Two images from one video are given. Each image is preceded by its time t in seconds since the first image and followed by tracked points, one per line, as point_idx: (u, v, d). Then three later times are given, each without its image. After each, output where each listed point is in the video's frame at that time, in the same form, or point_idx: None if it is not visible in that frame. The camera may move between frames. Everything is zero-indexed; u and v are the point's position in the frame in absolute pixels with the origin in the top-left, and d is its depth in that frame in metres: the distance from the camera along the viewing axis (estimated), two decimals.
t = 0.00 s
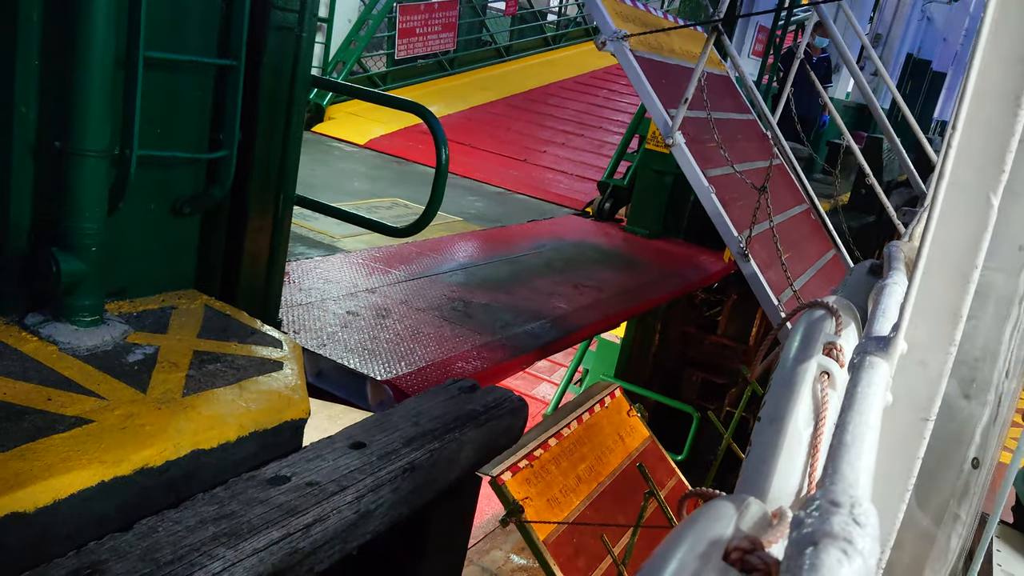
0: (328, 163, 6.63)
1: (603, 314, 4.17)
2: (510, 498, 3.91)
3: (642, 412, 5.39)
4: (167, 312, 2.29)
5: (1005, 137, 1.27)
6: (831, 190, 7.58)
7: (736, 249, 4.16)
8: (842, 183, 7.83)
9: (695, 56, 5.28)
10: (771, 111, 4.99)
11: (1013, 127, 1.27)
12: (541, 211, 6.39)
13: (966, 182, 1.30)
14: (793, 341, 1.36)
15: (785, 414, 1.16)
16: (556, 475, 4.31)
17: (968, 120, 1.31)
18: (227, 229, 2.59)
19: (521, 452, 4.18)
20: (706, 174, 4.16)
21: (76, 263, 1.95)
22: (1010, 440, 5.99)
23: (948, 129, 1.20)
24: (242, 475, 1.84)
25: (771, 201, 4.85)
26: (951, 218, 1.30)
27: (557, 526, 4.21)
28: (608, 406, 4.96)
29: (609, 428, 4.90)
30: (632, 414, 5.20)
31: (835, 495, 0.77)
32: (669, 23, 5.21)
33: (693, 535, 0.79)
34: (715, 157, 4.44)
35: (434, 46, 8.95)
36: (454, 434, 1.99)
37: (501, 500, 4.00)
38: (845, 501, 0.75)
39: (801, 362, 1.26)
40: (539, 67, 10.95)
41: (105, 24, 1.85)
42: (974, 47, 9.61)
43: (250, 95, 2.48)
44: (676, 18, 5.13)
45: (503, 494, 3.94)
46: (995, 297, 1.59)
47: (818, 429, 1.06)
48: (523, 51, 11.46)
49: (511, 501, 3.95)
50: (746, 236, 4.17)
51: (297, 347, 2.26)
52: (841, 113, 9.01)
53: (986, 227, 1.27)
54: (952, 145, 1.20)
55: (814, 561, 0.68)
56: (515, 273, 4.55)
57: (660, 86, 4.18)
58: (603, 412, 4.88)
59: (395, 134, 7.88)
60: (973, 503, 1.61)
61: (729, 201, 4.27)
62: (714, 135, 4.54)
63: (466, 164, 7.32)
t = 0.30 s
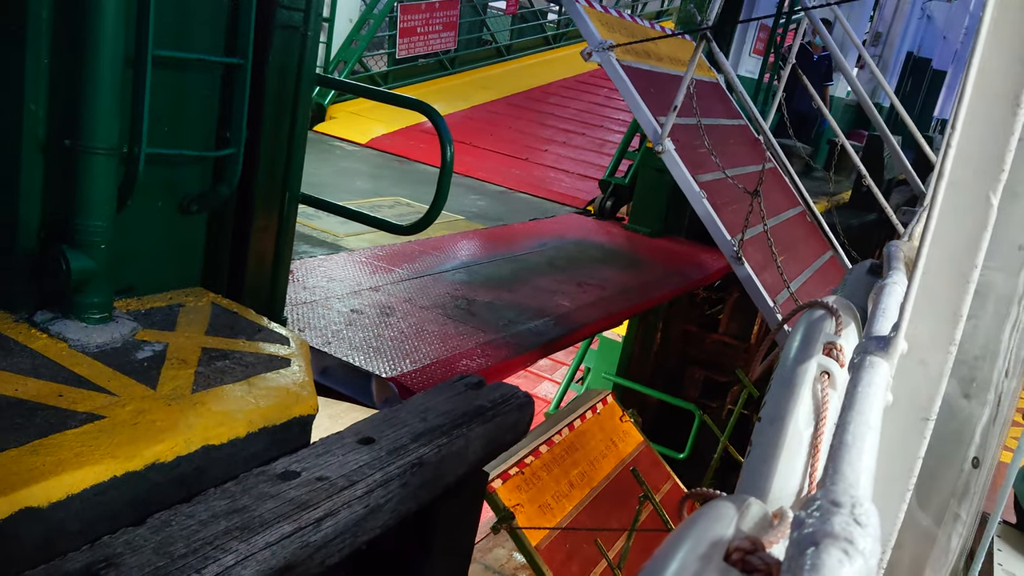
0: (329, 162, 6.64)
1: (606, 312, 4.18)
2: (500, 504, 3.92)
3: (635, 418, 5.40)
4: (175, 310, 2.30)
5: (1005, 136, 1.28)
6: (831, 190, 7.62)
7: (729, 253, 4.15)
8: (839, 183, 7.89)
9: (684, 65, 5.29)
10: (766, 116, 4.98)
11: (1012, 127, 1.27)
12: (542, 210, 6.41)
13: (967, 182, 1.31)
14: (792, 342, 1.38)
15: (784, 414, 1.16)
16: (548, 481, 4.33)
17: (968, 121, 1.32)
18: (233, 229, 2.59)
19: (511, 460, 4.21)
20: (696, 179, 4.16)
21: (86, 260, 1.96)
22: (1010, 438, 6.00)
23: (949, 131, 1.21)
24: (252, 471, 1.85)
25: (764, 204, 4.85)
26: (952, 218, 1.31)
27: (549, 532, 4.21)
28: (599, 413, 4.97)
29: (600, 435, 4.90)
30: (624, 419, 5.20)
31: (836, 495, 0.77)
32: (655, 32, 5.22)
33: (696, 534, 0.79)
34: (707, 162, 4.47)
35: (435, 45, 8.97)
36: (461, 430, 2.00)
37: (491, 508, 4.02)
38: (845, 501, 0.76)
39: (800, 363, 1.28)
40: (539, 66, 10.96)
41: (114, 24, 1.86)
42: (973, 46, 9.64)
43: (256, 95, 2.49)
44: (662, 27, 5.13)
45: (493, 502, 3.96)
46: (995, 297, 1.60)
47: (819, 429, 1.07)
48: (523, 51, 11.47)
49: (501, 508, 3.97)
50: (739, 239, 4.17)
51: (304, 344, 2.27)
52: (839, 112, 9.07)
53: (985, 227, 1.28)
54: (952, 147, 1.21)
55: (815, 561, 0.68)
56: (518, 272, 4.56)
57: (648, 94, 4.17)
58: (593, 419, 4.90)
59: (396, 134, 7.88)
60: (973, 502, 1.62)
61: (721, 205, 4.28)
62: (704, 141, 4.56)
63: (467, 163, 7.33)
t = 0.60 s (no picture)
0: (331, 160, 6.64)
1: (608, 309, 4.19)
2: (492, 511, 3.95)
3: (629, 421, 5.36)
4: (181, 307, 2.30)
5: (1005, 136, 1.28)
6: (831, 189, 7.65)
7: (722, 256, 4.16)
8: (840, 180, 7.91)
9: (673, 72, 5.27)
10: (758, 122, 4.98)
11: (1013, 126, 1.27)
12: (543, 208, 6.41)
13: (967, 183, 1.31)
14: (793, 341, 1.39)
15: (786, 413, 1.17)
16: (540, 487, 4.34)
17: (968, 121, 1.32)
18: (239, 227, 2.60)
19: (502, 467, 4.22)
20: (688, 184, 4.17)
21: (93, 258, 1.96)
22: (1010, 437, 6.01)
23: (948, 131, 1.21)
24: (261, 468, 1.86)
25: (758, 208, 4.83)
26: (952, 218, 1.31)
27: (541, 538, 4.23)
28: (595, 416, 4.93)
29: (593, 440, 4.85)
30: (619, 422, 5.17)
31: (837, 494, 0.77)
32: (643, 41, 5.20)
33: (696, 534, 0.80)
34: (698, 168, 4.48)
35: (435, 43, 8.97)
36: (469, 426, 2.01)
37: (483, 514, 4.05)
38: (846, 499, 0.76)
39: (801, 362, 1.29)
40: (540, 64, 10.96)
41: (120, 22, 1.86)
42: (973, 44, 9.65)
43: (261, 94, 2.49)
44: (650, 35, 5.11)
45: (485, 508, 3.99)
46: (995, 295, 1.59)
47: (819, 428, 1.07)
48: (523, 49, 11.46)
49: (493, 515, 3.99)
50: (732, 241, 4.15)
51: (310, 341, 2.28)
52: (840, 109, 9.08)
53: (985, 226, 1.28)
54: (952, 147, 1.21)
55: (816, 560, 0.68)
56: (520, 270, 4.56)
57: (637, 102, 4.18)
58: (587, 424, 4.84)
59: (397, 132, 7.88)
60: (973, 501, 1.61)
61: (713, 210, 4.29)
62: (695, 147, 4.57)
63: (468, 161, 7.33)
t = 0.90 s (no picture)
0: (330, 155, 6.63)
1: (609, 304, 4.19)
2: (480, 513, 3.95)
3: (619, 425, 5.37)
4: (185, 303, 2.30)
5: (1005, 129, 1.27)
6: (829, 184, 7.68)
7: (713, 256, 4.14)
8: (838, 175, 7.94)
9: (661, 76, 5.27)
10: (747, 125, 4.98)
11: (1012, 120, 1.27)
12: (543, 202, 6.41)
13: (967, 177, 1.30)
14: (792, 338, 1.39)
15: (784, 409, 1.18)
16: (529, 490, 4.36)
17: (967, 115, 1.31)
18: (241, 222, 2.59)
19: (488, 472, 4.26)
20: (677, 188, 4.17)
21: (97, 254, 1.96)
22: (1008, 432, 6.03)
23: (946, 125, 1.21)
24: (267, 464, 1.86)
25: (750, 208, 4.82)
26: (951, 213, 1.31)
27: (533, 539, 4.21)
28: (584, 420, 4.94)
29: (583, 443, 4.86)
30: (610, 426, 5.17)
31: (837, 489, 0.77)
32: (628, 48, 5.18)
33: (697, 530, 0.80)
34: (688, 170, 4.49)
35: (434, 37, 8.95)
36: (473, 422, 2.01)
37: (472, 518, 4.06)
38: (846, 495, 0.76)
39: (799, 358, 1.29)
40: (538, 58, 10.95)
41: (123, 18, 1.86)
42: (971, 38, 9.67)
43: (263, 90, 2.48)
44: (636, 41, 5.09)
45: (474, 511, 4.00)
46: (993, 289, 1.57)
47: (818, 423, 1.07)
48: (522, 43, 11.44)
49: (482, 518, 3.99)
50: (724, 242, 4.13)
51: (313, 336, 2.28)
52: (838, 104, 9.08)
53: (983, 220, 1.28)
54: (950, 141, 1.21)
55: (816, 555, 0.69)
56: (521, 265, 4.56)
57: (624, 108, 4.18)
58: (576, 427, 4.85)
59: (396, 126, 7.87)
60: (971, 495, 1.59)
61: (704, 212, 4.27)
62: (684, 151, 4.58)
63: (467, 156, 7.33)
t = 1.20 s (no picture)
0: (328, 150, 6.62)
1: (608, 301, 4.20)
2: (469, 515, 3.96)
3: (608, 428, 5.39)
4: (186, 300, 2.30)
5: (1003, 125, 1.27)
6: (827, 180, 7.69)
7: (705, 257, 4.13)
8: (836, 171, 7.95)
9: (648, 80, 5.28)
10: (736, 127, 4.99)
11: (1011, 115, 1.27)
12: (541, 198, 6.40)
13: (966, 173, 1.30)
14: (789, 334, 1.39)
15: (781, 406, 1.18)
16: (518, 494, 4.37)
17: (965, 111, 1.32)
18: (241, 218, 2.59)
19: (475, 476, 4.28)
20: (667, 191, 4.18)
21: (99, 251, 1.96)
22: (1004, 429, 6.07)
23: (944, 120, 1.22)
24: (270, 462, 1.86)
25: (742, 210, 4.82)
26: (950, 208, 1.31)
27: (522, 541, 4.21)
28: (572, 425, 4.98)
29: (572, 447, 4.88)
30: (599, 429, 5.19)
31: (835, 487, 0.78)
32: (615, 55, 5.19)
33: (695, 527, 0.81)
34: (677, 172, 4.50)
35: (432, 32, 8.92)
36: (476, 420, 2.01)
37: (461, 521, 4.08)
38: (844, 492, 0.76)
39: (796, 354, 1.29)
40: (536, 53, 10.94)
41: (125, 15, 1.85)
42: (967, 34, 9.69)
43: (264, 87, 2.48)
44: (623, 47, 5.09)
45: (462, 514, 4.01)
46: (990, 287, 1.59)
47: (815, 420, 1.07)
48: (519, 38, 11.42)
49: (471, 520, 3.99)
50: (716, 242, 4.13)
51: (315, 334, 2.27)
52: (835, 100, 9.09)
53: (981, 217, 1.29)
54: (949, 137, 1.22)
55: (814, 552, 0.69)
56: (519, 260, 4.56)
57: (612, 113, 4.19)
58: (565, 431, 4.90)
59: (393, 121, 7.86)
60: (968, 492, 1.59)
61: (693, 213, 4.27)
62: (673, 154, 4.60)
63: (465, 151, 7.32)
